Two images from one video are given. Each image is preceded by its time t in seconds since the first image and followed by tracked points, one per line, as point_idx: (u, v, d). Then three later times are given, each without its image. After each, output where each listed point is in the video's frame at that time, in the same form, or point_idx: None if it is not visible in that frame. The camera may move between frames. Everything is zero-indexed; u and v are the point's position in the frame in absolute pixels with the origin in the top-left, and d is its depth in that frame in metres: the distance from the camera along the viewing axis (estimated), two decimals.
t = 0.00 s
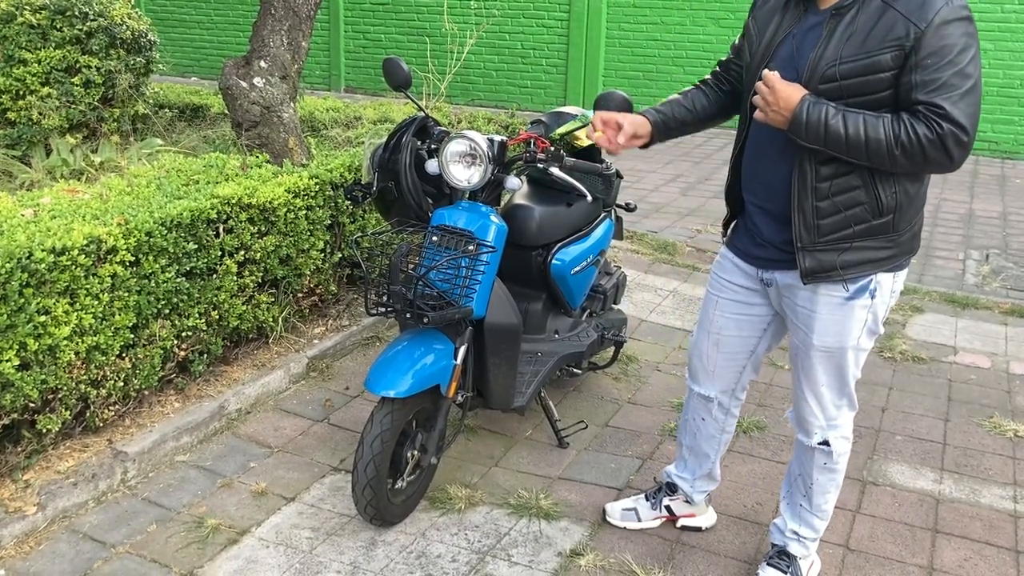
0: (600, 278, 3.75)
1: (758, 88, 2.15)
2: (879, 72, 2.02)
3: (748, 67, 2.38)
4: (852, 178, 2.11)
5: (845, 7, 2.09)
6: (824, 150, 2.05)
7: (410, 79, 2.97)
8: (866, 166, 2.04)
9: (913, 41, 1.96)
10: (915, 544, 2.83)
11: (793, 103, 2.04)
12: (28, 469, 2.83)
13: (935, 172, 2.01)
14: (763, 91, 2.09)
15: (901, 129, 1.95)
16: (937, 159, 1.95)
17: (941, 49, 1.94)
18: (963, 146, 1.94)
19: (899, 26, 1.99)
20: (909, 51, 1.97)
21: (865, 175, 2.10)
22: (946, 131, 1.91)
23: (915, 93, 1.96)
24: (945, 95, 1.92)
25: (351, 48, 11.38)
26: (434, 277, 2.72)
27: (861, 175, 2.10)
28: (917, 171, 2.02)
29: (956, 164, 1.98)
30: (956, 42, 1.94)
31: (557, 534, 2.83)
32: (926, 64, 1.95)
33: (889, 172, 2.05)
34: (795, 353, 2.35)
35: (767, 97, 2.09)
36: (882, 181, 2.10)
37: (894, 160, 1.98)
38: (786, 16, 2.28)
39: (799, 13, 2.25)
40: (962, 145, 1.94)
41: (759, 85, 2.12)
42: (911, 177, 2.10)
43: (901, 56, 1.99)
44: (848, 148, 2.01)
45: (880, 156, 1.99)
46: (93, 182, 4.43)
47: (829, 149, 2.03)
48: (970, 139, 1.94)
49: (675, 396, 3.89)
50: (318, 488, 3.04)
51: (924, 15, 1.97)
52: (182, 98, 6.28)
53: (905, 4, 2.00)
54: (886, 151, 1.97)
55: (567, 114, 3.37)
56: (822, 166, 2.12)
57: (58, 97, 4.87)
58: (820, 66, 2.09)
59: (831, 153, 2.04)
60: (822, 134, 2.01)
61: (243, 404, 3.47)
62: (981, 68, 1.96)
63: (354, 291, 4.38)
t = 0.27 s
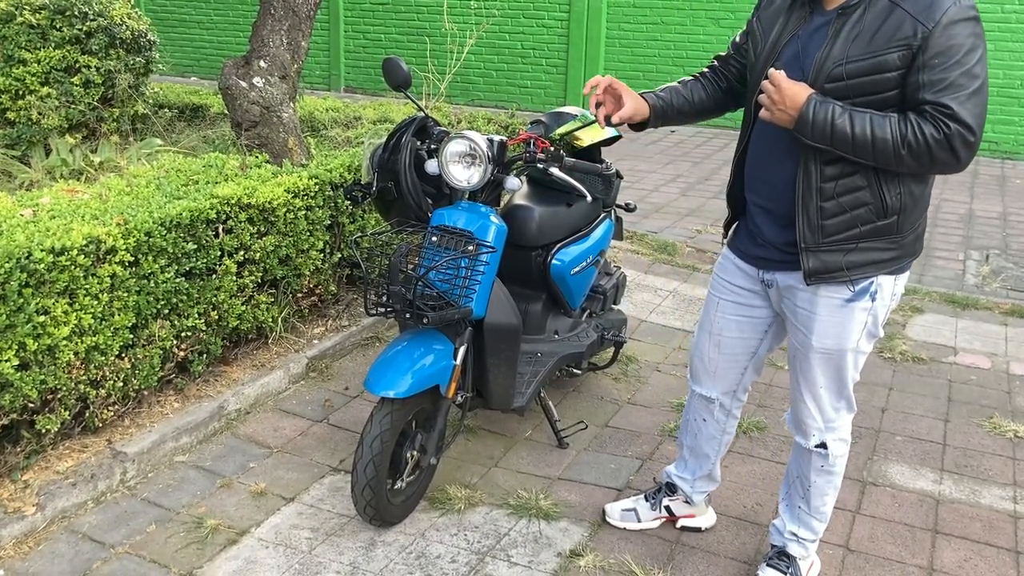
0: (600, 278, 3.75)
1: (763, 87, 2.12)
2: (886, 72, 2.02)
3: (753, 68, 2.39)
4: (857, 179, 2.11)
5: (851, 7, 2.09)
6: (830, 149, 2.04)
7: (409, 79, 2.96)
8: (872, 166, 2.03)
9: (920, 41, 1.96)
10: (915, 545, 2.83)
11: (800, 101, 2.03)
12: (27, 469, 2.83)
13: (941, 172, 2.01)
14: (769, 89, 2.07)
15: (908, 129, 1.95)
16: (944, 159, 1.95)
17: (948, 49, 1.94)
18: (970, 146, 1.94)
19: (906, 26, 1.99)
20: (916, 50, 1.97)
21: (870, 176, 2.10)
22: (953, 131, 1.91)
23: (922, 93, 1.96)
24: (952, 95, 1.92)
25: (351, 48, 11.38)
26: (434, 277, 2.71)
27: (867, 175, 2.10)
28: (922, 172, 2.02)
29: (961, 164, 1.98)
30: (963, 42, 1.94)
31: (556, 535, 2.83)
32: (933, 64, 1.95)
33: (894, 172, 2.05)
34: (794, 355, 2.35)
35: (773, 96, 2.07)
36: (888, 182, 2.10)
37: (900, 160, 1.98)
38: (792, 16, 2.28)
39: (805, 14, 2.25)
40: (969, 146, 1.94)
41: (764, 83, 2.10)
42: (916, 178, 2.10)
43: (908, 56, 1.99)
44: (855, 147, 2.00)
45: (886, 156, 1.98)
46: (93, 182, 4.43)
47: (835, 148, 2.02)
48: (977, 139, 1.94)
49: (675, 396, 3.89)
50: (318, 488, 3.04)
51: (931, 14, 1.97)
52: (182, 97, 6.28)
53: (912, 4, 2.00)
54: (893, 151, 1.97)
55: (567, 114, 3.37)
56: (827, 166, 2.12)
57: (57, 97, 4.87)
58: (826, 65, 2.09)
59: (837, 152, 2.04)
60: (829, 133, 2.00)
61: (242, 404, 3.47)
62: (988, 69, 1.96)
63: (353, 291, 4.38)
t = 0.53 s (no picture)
0: (600, 279, 3.75)
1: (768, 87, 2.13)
2: (891, 73, 2.02)
3: (757, 68, 2.39)
4: (861, 180, 2.11)
5: (856, 7, 2.09)
6: (833, 151, 2.04)
7: (409, 79, 2.96)
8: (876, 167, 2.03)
9: (925, 42, 1.96)
10: (915, 545, 2.83)
11: (803, 102, 2.03)
12: (27, 469, 2.83)
13: (945, 174, 2.00)
14: (773, 90, 2.08)
15: (912, 131, 1.95)
16: (948, 161, 1.95)
17: (953, 50, 1.94)
18: (974, 148, 1.94)
19: (911, 27, 1.99)
20: (920, 52, 1.97)
21: (874, 177, 2.10)
22: (957, 132, 1.91)
23: (926, 94, 1.96)
24: (956, 96, 1.92)
25: (351, 48, 11.38)
26: (434, 277, 2.71)
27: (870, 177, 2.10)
28: (926, 174, 2.02)
29: (966, 166, 1.98)
30: (968, 44, 1.94)
31: (556, 535, 2.83)
32: (938, 65, 1.95)
33: (897, 173, 2.05)
34: (795, 355, 2.35)
35: (777, 96, 2.07)
36: (891, 184, 2.10)
37: (904, 162, 1.98)
38: (797, 17, 2.28)
39: (810, 14, 2.24)
40: (973, 147, 1.94)
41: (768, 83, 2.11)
42: (919, 180, 2.10)
43: (912, 57, 1.99)
44: (858, 149, 2.00)
45: (890, 157, 1.98)
46: (93, 182, 4.43)
47: (839, 150, 2.03)
48: (980, 141, 1.94)
49: (675, 397, 3.89)
50: (317, 489, 3.04)
51: (936, 16, 1.97)
52: (182, 97, 6.28)
53: (917, 5, 2.00)
54: (896, 153, 1.97)
55: (567, 114, 3.38)
56: (831, 167, 2.12)
57: (58, 97, 4.87)
58: (830, 66, 2.09)
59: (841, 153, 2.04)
60: (833, 134, 2.00)
61: (242, 404, 3.47)
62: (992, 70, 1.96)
63: (353, 291, 4.38)
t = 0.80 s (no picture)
0: (600, 278, 3.75)
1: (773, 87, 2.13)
2: (896, 76, 2.02)
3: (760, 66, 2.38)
4: (864, 183, 2.11)
5: (863, 10, 2.08)
6: (837, 153, 2.04)
7: (410, 79, 2.97)
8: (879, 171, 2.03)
9: (931, 47, 1.96)
10: (915, 545, 2.83)
11: (806, 103, 2.03)
12: (28, 468, 2.83)
13: (948, 178, 2.01)
14: (777, 92, 2.07)
15: (916, 135, 1.95)
16: (951, 166, 1.95)
17: (959, 55, 1.94)
18: (977, 153, 1.94)
19: (918, 31, 1.98)
20: (926, 56, 1.97)
21: (876, 180, 2.10)
22: (962, 138, 1.91)
23: (931, 99, 1.96)
24: (961, 101, 1.92)
25: (352, 48, 11.38)
26: (434, 277, 2.71)
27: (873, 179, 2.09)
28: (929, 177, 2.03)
29: (969, 171, 1.98)
30: (974, 49, 1.94)
31: (556, 534, 2.83)
32: (944, 70, 1.95)
33: (900, 177, 2.05)
34: (795, 356, 2.35)
35: (780, 96, 2.07)
36: (894, 187, 2.10)
37: (908, 166, 1.98)
38: (803, 17, 2.27)
39: (815, 14, 2.24)
40: (977, 152, 1.95)
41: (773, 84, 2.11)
42: (922, 184, 2.11)
43: (918, 61, 1.99)
44: (862, 152, 2.00)
45: (894, 161, 1.98)
46: (93, 181, 4.43)
47: (843, 153, 2.03)
48: (984, 146, 1.94)
49: (676, 396, 3.89)
50: (317, 488, 3.04)
51: (943, 19, 1.96)
52: (182, 97, 6.28)
53: (924, 8, 2.00)
54: (900, 157, 1.97)
55: (567, 115, 3.38)
56: (834, 169, 2.12)
57: (58, 96, 4.87)
58: (835, 68, 2.09)
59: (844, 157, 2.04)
60: (837, 137, 2.00)
61: (242, 403, 3.47)
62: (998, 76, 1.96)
63: (353, 291, 4.38)
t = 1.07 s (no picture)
0: (601, 278, 3.74)
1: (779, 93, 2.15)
2: (898, 78, 2.01)
3: (759, 67, 2.40)
4: (867, 184, 2.11)
5: (864, 11, 2.08)
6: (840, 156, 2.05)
7: (410, 79, 2.97)
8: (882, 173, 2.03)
9: (932, 48, 1.96)
10: (916, 544, 2.83)
11: (807, 106, 2.04)
12: (28, 467, 2.83)
13: (951, 179, 2.01)
14: (780, 96, 2.09)
15: (918, 137, 1.95)
16: (954, 167, 1.95)
17: (961, 57, 1.93)
18: (981, 155, 1.94)
19: (919, 32, 1.98)
20: (928, 57, 1.97)
21: (880, 181, 2.10)
22: (964, 140, 1.91)
23: (933, 100, 1.96)
24: (964, 103, 1.92)
25: (352, 47, 11.38)
26: (434, 277, 2.71)
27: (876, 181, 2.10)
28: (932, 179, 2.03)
29: (972, 172, 1.98)
30: (977, 50, 1.93)
31: (557, 534, 2.83)
32: (946, 71, 1.94)
33: (903, 178, 2.05)
34: (795, 356, 2.35)
35: (782, 99, 2.10)
36: (897, 189, 2.10)
37: (911, 168, 1.98)
38: (801, 18, 2.30)
39: (816, 15, 2.25)
40: (980, 154, 1.94)
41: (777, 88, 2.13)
42: (924, 185, 2.11)
43: (919, 62, 1.98)
44: (865, 155, 2.00)
45: (897, 164, 1.98)
46: (94, 180, 4.43)
47: (845, 156, 2.03)
48: (987, 148, 1.94)
49: (677, 396, 3.89)
50: (318, 487, 3.04)
51: (944, 21, 1.96)
52: (183, 96, 6.28)
53: (925, 10, 1.99)
54: (903, 159, 1.97)
55: (567, 114, 3.39)
56: (837, 171, 2.12)
57: (58, 96, 4.88)
58: (836, 70, 2.09)
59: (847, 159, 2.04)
60: (840, 140, 2.01)
61: (243, 403, 3.47)
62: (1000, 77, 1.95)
63: (354, 290, 4.38)
